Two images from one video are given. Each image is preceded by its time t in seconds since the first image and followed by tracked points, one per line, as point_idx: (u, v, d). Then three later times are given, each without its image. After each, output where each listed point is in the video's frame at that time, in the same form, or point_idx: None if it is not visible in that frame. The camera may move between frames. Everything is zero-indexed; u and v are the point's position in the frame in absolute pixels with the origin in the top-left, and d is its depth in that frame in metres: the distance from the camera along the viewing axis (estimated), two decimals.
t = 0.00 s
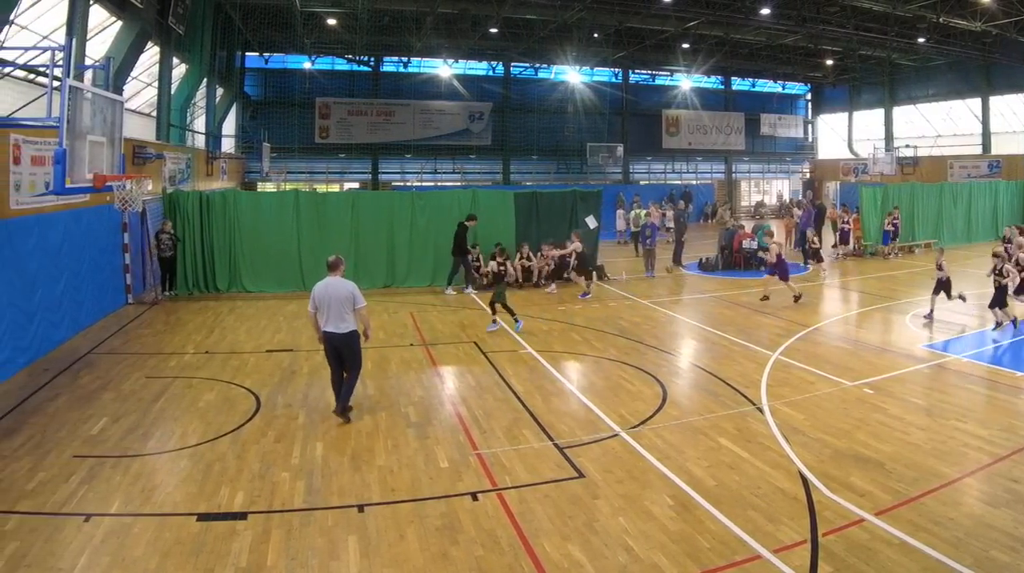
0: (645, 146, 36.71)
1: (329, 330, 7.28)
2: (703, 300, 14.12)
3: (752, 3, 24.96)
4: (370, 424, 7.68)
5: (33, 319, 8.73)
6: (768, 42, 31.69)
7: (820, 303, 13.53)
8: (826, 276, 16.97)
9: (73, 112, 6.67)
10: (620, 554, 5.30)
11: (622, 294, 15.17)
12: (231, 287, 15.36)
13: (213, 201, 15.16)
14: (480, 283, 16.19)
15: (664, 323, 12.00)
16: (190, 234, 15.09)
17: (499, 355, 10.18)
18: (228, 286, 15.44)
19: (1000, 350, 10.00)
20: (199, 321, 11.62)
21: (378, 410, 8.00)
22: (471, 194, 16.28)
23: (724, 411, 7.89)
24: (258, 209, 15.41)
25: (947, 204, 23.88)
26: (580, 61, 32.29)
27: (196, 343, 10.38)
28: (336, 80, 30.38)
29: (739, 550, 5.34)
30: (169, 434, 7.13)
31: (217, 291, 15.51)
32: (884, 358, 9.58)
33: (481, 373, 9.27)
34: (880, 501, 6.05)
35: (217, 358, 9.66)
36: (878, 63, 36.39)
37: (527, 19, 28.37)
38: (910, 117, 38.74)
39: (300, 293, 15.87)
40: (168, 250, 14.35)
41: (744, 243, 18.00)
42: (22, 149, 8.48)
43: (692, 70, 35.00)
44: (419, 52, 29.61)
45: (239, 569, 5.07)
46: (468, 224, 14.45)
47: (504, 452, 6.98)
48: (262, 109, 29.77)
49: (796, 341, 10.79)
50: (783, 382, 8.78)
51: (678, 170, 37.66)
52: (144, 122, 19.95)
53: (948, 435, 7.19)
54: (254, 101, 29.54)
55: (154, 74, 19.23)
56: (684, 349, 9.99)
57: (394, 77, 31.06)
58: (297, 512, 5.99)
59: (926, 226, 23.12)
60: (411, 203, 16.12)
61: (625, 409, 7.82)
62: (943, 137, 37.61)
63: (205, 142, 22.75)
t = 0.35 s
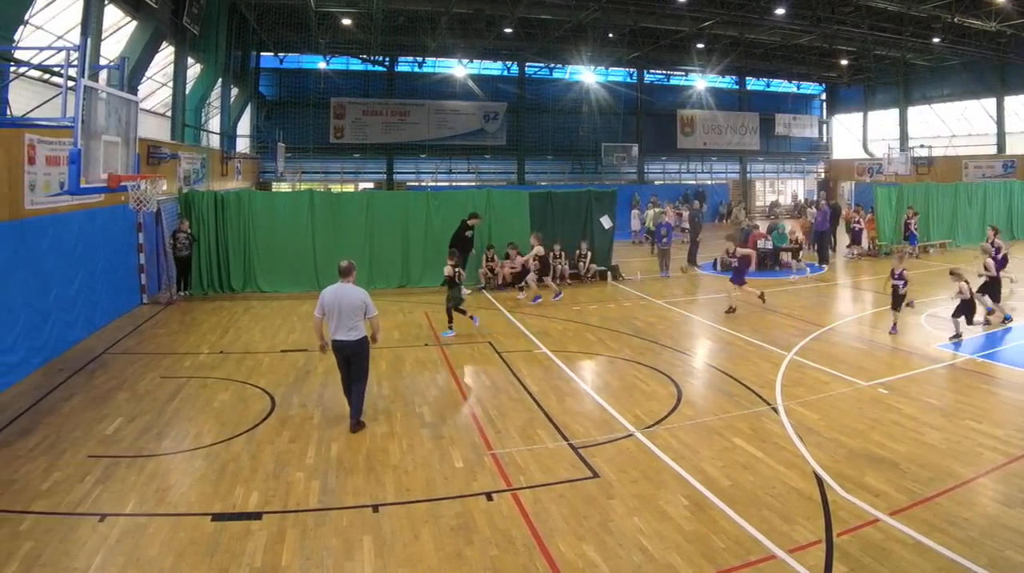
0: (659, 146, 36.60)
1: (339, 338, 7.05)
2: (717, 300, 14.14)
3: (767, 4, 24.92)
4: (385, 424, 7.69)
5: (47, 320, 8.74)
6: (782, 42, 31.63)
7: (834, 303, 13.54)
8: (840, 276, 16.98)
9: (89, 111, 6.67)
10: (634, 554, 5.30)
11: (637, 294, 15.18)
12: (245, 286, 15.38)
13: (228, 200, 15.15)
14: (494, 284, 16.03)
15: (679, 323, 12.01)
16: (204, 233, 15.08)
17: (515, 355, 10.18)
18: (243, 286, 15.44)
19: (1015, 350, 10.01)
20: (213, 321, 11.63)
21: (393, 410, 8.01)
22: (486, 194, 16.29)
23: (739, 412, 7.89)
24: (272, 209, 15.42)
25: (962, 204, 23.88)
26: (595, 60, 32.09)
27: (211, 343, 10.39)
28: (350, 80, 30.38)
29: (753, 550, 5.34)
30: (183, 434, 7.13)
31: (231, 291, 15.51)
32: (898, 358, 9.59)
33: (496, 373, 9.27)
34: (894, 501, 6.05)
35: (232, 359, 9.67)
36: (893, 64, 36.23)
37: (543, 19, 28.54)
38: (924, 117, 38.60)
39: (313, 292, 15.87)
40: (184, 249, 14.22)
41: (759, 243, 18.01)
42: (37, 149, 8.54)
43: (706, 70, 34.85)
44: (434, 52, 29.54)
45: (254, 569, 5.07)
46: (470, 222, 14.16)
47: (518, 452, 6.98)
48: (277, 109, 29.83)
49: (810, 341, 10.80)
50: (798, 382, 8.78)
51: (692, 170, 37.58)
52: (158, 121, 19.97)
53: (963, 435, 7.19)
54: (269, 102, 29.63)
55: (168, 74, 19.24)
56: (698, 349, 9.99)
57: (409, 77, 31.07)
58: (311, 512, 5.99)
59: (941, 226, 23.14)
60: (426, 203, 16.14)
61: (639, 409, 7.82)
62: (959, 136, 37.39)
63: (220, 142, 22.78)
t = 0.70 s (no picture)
0: (673, 146, 36.53)
1: (339, 347, 6.77)
2: (731, 300, 14.15)
3: (781, 3, 24.94)
4: (398, 424, 7.69)
5: (61, 319, 8.76)
6: (797, 42, 31.48)
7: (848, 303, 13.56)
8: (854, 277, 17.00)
9: (102, 111, 6.68)
10: (648, 554, 5.29)
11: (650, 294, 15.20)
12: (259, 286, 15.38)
13: (241, 201, 15.14)
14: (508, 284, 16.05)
15: (693, 322, 12.04)
16: (218, 233, 15.08)
17: (528, 355, 10.20)
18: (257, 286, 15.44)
19: None
20: (227, 321, 11.64)
21: (406, 410, 8.02)
22: (500, 194, 16.41)
23: (754, 411, 7.89)
24: (286, 209, 15.43)
25: (976, 204, 23.84)
26: (608, 61, 31.67)
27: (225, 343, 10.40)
28: (365, 80, 30.42)
29: (767, 550, 5.33)
30: (197, 434, 7.14)
31: (245, 291, 15.52)
32: (911, 358, 9.61)
33: (509, 373, 9.28)
34: (908, 502, 6.04)
35: (245, 359, 9.67)
36: (907, 64, 36.04)
37: (556, 19, 28.61)
38: (938, 117, 38.43)
39: (327, 292, 15.86)
40: (198, 249, 14.25)
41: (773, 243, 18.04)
42: (50, 149, 8.52)
43: (720, 70, 34.71)
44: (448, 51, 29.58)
45: (268, 569, 5.06)
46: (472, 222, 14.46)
47: (532, 452, 6.98)
48: (291, 109, 29.89)
49: (824, 341, 10.83)
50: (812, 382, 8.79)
51: (707, 171, 37.43)
52: (172, 122, 20.04)
53: (977, 435, 7.19)
54: (283, 101, 29.72)
55: (182, 74, 19.29)
56: (711, 349, 10.00)
57: (423, 77, 31.06)
58: (325, 512, 5.98)
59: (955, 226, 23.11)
60: (440, 203, 16.15)
61: (652, 409, 7.83)
62: (972, 136, 36.84)
63: (234, 142, 22.78)
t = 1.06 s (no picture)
0: (686, 146, 36.43)
1: (329, 354, 6.42)
2: (745, 300, 14.17)
3: (794, 3, 24.92)
4: (412, 424, 7.71)
5: (74, 319, 8.78)
6: (811, 42, 31.32)
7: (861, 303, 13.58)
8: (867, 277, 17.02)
9: (116, 111, 6.68)
10: (662, 554, 5.28)
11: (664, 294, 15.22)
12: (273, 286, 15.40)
13: (255, 201, 15.18)
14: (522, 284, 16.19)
15: (707, 323, 12.06)
16: (232, 234, 15.09)
17: (541, 355, 10.22)
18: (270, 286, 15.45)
19: None
20: (241, 321, 11.66)
21: (419, 410, 8.04)
22: (513, 194, 16.40)
23: (768, 412, 7.90)
24: (299, 209, 15.47)
25: (989, 204, 23.82)
26: (622, 61, 31.79)
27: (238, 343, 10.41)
28: (378, 80, 30.40)
29: (781, 550, 5.33)
30: (211, 434, 7.14)
31: (259, 291, 15.53)
32: (924, 358, 9.63)
33: (523, 373, 9.30)
34: (922, 501, 6.04)
35: (259, 359, 9.68)
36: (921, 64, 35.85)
37: (570, 19, 28.52)
38: (952, 117, 38.24)
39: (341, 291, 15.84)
40: (211, 250, 14.25)
41: (786, 243, 18.07)
42: (64, 149, 8.53)
43: (734, 70, 34.57)
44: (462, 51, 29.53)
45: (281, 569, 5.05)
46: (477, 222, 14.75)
47: (546, 452, 6.99)
48: (305, 109, 29.92)
49: (837, 341, 10.85)
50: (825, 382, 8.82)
51: (720, 170, 37.28)
52: (186, 122, 20.10)
53: (990, 436, 7.19)
54: (297, 101, 29.77)
55: (195, 74, 19.34)
56: (725, 349, 10.01)
57: (436, 76, 31.05)
58: (339, 512, 5.98)
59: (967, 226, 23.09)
60: (453, 203, 16.19)
61: (667, 409, 7.84)
62: (985, 136, 37.31)
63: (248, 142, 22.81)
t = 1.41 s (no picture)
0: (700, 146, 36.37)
1: (323, 367, 5.90)
2: (759, 300, 14.21)
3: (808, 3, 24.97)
4: (426, 424, 7.73)
5: (88, 319, 8.86)
6: (825, 42, 31.19)
7: (874, 303, 13.62)
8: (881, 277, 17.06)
9: (129, 111, 6.70)
10: (676, 553, 5.26)
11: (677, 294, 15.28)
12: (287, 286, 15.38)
13: (269, 201, 15.24)
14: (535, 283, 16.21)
15: (720, 322, 12.13)
16: (247, 233, 15.15)
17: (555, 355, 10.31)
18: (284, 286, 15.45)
19: None
20: (255, 321, 11.70)
21: (433, 410, 8.07)
22: (527, 194, 16.45)
23: (782, 411, 7.93)
24: (313, 209, 15.51)
25: (1003, 203, 23.80)
26: (636, 61, 31.94)
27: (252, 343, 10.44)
28: (392, 80, 30.42)
29: (795, 550, 5.31)
30: (225, 434, 7.15)
31: (273, 291, 15.54)
32: (937, 357, 9.67)
33: (536, 373, 9.35)
34: (936, 502, 6.03)
35: (273, 359, 9.71)
36: (934, 64, 35.80)
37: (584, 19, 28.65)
38: (966, 117, 38.10)
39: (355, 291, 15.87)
40: (225, 250, 14.20)
41: (800, 243, 18.12)
42: (78, 149, 8.63)
43: (747, 71, 34.52)
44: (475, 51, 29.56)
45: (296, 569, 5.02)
46: (489, 222, 14.94)
47: (560, 452, 6.99)
48: (318, 110, 30.02)
49: (850, 341, 10.88)
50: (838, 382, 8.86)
51: (734, 170, 37.17)
52: (200, 122, 20.20)
53: (1003, 436, 7.20)
54: (310, 101, 29.83)
55: (209, 74, 19.43)
56: (739, 349, 10.06)
57: (450, 77, 31.07)
58: (352, 512, 5.96)
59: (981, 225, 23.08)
60: (467, 203, 16.24)
61: (680, 409, 7.86)
62: (999, 137, 36.67)
63: (262, 142, 22.87)
